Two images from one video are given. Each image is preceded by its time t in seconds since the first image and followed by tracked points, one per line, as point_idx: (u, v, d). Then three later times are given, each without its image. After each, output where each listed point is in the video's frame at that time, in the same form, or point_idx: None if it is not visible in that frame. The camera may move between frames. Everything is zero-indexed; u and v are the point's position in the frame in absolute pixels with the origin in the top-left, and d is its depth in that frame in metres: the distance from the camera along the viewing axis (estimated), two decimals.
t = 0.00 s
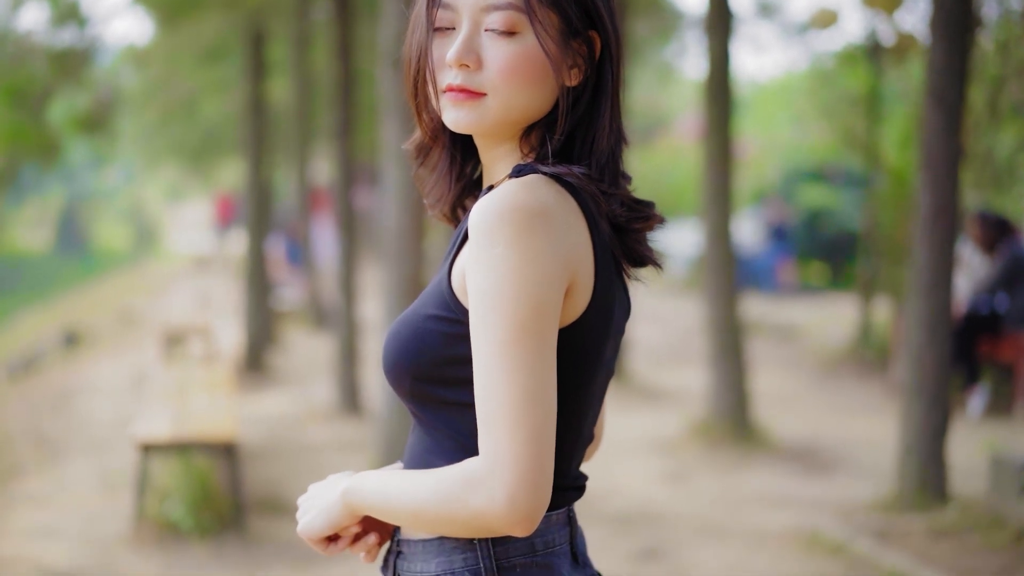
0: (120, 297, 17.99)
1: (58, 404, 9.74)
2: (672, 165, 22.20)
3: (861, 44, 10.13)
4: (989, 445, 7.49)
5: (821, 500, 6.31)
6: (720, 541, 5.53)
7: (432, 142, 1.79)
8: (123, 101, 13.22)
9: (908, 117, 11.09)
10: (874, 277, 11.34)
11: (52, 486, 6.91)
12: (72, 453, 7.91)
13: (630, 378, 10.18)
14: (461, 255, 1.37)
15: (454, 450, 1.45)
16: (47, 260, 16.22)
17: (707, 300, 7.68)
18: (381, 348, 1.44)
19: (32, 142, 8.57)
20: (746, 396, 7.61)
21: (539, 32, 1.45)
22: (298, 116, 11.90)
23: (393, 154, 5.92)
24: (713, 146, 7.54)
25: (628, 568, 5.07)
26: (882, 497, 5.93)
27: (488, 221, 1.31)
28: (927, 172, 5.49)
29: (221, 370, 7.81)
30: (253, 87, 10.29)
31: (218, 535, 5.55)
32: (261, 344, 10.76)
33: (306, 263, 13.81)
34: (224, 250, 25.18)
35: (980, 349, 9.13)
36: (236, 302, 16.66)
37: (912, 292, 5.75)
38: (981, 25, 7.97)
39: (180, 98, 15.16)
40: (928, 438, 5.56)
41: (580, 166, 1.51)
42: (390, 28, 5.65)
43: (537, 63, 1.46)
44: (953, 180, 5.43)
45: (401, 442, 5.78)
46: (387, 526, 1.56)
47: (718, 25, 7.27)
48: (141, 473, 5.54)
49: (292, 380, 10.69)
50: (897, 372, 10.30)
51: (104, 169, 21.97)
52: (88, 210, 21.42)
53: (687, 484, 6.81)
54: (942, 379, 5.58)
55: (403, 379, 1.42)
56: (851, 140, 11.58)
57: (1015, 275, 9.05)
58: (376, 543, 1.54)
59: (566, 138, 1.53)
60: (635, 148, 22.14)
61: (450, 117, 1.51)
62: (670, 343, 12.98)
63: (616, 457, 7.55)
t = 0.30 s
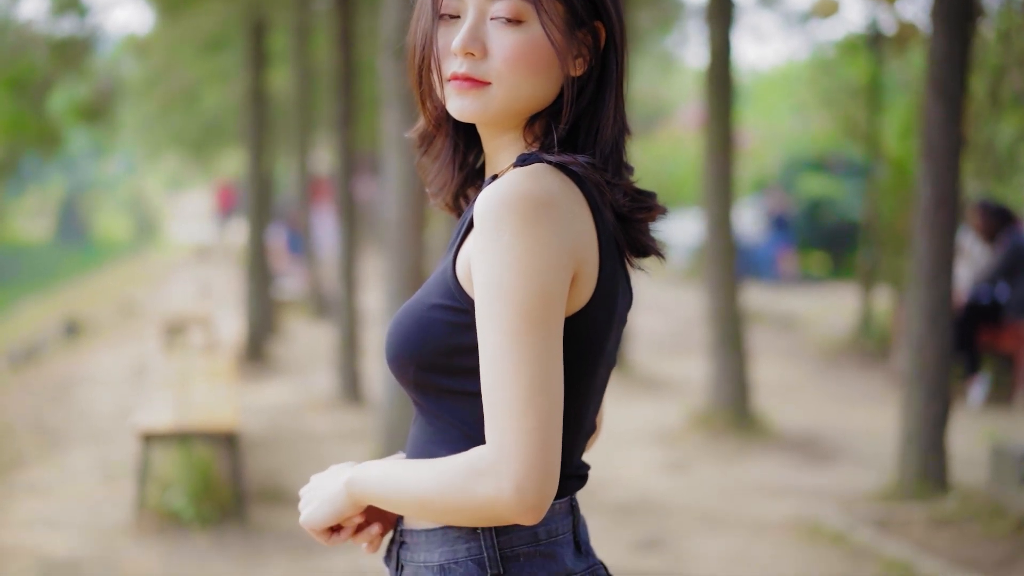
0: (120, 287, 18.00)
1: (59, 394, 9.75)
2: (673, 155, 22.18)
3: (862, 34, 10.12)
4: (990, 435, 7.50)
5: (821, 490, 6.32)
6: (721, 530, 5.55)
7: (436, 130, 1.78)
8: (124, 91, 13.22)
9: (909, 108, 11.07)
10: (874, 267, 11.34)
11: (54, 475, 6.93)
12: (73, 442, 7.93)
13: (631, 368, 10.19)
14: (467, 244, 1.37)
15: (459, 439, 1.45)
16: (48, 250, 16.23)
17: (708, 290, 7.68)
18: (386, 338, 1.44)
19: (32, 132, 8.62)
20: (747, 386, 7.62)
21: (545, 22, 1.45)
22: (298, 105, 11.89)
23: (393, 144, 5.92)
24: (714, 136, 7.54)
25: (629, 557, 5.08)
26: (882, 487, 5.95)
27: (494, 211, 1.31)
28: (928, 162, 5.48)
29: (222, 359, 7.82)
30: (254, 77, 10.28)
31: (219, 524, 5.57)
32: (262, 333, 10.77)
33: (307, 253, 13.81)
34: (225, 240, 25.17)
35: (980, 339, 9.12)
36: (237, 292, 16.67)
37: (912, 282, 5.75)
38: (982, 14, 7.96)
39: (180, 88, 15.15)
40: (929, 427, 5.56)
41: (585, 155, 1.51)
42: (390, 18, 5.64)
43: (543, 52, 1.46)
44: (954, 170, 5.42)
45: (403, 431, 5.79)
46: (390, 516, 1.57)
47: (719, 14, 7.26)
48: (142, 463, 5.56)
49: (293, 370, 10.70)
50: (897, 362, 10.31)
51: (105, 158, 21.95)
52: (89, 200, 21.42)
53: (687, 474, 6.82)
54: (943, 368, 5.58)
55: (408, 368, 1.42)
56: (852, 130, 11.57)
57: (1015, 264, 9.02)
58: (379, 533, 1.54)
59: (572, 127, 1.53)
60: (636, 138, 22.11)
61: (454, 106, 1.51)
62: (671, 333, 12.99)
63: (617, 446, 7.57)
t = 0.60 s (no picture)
0: (121, 278, 18.01)
1: (60, 385, 9.77)
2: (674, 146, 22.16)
3: (864, 26, 10.11)
4: (990, 426, 7.51)
5: (822, 481, 6.33)
6: (721, 521, 5.56)
7: (438, 119, 1.75)
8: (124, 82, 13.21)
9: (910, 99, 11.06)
10: (875, 258, 11.35)
11: (55, 466, 6.94)
12: (75, 433, 7.95)
13: (632, 360, 10.20)
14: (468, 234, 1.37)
15: (462, 430, 1.45)
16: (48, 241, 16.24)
17: (709, 281, 7.68)
18: (388, 328, 1.43)
19: (33, 123, 8.48)
20: (748, 377, 7.62)
21: (550, 13, 1.44)
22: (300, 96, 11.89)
23: (395, 136, 5.91)
24: (714, 127, 7.53)
25: (630, 548, 5.09)
26: (883, 477, 5.95)
27: (495, 202, 1.30)
28: (929, 153, 5.48)
29: (223, 351, 7.84)
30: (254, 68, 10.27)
31: (220, 515, 5.58)
32: (264, 324, 10.77)
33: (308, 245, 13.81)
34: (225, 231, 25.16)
35: (981, 330, 9.11)
36: (238, 283, 16.67)
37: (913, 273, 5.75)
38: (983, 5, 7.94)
39: (182, 80, 15.14)
40: (930, 418, 5.57)
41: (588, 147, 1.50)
42: (391, 9, 5.63)
43: (547, 44, 1.46)
44: (955, 161, 5.42)
45: (404, 422, 5.81)
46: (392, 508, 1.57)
47: (719, 4, 7.25)
48: (144, 454, 5.58)
49: (294, 361, 10.71)
50: (898, 352, 10.32)
51: (105, 149, 21.94)
52: (89, 191, 21.41)
53: (688, 464, 6.84)
54: (944, 359, 5.59)
55: (410, 357, 1.41)
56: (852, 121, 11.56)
57: (1015, 256, 9.03)
58: (381, 525, 1.55)
59: (575, 117, 1.52)
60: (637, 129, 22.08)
61: (458, 95, 1.51)
62: (672, 324, 13.00)
63: (617, 437, 7.59)
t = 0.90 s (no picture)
0: (121, 270, 18.01)
1: (61, 377, 9.78)
2: (674, 137, 22.13)
3: (865, 17, 10.09)
4: (990, 417, 7.51)
5: (822, 473, 6.33)
6: (721, 513, 5.57)
7: (440, 106, 1.74)
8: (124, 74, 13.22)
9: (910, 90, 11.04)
10: (876, 250, 11.35)
11: (55, 458, 6.95)
12: (76, 424, 7.97)
13: (632, 351, 10.19)
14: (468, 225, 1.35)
15: (462, 422, 1.43)
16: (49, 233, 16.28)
17: (709, 272, 7.68)
18: (388, 319, 1.41)
19: (34, 115, 8.63)
20: (749, 369, 7.62)
21: (555, 4, 1.44)
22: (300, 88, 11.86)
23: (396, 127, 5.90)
24: (715, 119, 7.51)
25: (631, 540, 5.09)
26: (884, 469, 5.95)
27: (494, 192, 1.29)
28: (931, 145, 5.47)
29: (223, 342, 7.83)
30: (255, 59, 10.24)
31: (221, 507, 5.58)
32: (264, 316, 10.76)
33: (308, 237, 13.80)
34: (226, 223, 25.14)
35: (982, 322, 9.11)
36: (238, 275, 16.67)
37: (914, 265, 5.74)
38: None
39: (182, 71, 15.12)
40: (930, 409, 5.57)
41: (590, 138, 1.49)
42: None
43: (552, 35, 1.45)
44: (956, 153, 5.41)
45: (405, 414, 5.81)
46: (393, 500, 1.56)
47: None
48: (144, 446, 5.59)
49: (294, 353, 10.71)
50: (899, 344, 10.31)
51: (105, 141, 21.95)
52: (89, 183, 21.39)
53: (688, 456, 6.84)
54: (945, 351, 5.58)
55: (410, 349, 1.39)
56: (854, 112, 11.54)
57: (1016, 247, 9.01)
58: (383, 517, 1.54)
59: (577, 109, 1.52)
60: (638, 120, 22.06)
61: (459, 83, 1.50)
62: (672, 316, 12.99)
63: (618, 429, 7.59)
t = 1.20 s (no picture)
0: (122, 261, 18.00)
1: (61, 368, 9.79)
2: (676, 129, 22.11)
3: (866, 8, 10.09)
4: (991, 409, 7.51)
5: (823, 464, 6.34)
6: (721, 503, 5.58)
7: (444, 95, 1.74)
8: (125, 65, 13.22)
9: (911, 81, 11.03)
10: (876, 241, 11.36)
11: (57, 449, 6.96)
12: (77, 416, 7.99)
13: (633, 343, 10.20)
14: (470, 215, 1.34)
15: (464, 412, 1.42)
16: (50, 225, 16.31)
17: (710, 263, 7.69)
18: (391, 307, 1.40)
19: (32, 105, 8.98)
20: (750, 360, 7.63)
21: None
22: (301, 80, 11.86)
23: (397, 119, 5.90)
24: (717, 110, 7.51)
25: (631, 530, 5.11)
26: (884, 460, 5.96)
27: (493, 183, 1.27)
28: (931, 136, 5.47)
29: (224, 333, 7.84)
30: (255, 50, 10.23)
31: (222, 498, 5.60)
32: (265, 307, 10.77)
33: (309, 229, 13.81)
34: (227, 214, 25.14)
35: (982, 314, 9.11)
36: (239, 267, 16.67)
37: (915, 256, 5.74)
38: None
39: (182, 62, 15.11)
40: (931, 400, 5.58)
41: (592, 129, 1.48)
42: None
43: (555, 24, 1.44)
44: (958, 144, 5.41)
45: (406, 406, 5.82)
46: (394, 492, 1.55)
47: None
48: (145, 437, 5.60)
49: (295, 345, 10.72)
50: (899, 335, 10.31)
51: (105, 132, 21.96)
52: (89, 174, 21.38)
53: (689, 447, 6.85)
54: (945, 343, 5.58)
55: (412, 340, 1.38)
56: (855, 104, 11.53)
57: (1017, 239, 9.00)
58: (383, 509, 1.54)
59: (579, 100, 1.51)
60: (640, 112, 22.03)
61: (461, 70, 1.48)
62: (673, 307, 13.00)
63: (619, 420, 7.60)
